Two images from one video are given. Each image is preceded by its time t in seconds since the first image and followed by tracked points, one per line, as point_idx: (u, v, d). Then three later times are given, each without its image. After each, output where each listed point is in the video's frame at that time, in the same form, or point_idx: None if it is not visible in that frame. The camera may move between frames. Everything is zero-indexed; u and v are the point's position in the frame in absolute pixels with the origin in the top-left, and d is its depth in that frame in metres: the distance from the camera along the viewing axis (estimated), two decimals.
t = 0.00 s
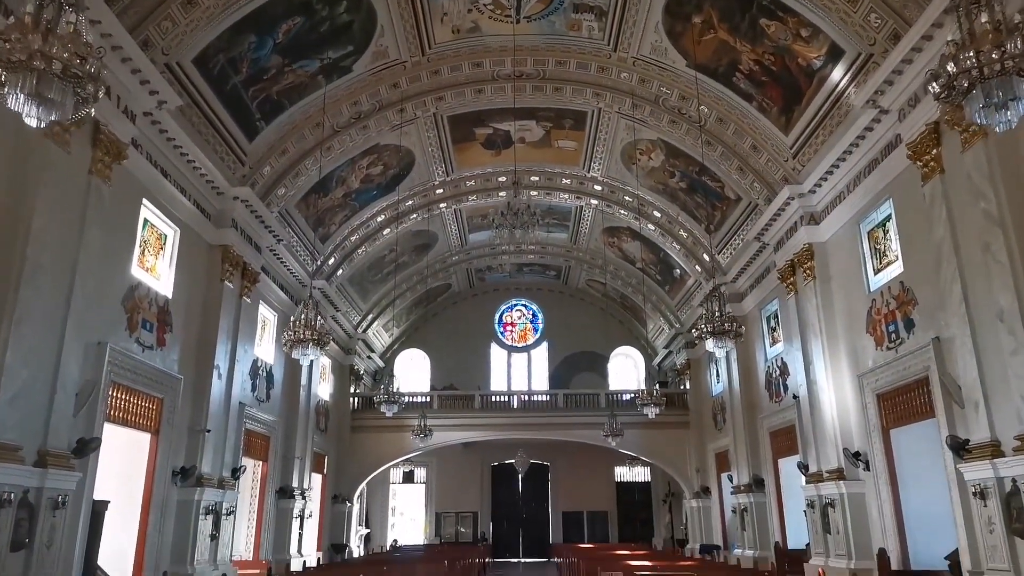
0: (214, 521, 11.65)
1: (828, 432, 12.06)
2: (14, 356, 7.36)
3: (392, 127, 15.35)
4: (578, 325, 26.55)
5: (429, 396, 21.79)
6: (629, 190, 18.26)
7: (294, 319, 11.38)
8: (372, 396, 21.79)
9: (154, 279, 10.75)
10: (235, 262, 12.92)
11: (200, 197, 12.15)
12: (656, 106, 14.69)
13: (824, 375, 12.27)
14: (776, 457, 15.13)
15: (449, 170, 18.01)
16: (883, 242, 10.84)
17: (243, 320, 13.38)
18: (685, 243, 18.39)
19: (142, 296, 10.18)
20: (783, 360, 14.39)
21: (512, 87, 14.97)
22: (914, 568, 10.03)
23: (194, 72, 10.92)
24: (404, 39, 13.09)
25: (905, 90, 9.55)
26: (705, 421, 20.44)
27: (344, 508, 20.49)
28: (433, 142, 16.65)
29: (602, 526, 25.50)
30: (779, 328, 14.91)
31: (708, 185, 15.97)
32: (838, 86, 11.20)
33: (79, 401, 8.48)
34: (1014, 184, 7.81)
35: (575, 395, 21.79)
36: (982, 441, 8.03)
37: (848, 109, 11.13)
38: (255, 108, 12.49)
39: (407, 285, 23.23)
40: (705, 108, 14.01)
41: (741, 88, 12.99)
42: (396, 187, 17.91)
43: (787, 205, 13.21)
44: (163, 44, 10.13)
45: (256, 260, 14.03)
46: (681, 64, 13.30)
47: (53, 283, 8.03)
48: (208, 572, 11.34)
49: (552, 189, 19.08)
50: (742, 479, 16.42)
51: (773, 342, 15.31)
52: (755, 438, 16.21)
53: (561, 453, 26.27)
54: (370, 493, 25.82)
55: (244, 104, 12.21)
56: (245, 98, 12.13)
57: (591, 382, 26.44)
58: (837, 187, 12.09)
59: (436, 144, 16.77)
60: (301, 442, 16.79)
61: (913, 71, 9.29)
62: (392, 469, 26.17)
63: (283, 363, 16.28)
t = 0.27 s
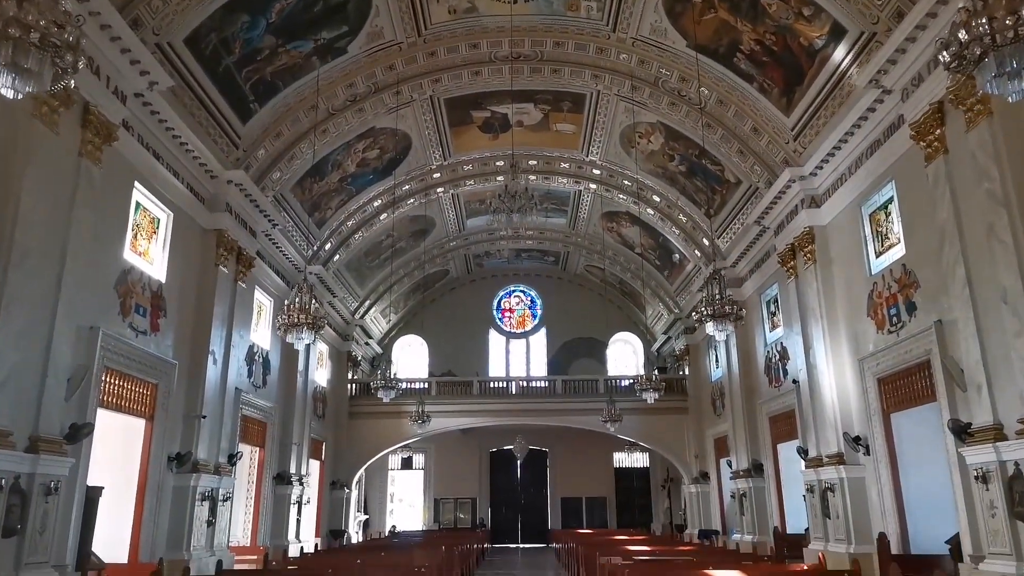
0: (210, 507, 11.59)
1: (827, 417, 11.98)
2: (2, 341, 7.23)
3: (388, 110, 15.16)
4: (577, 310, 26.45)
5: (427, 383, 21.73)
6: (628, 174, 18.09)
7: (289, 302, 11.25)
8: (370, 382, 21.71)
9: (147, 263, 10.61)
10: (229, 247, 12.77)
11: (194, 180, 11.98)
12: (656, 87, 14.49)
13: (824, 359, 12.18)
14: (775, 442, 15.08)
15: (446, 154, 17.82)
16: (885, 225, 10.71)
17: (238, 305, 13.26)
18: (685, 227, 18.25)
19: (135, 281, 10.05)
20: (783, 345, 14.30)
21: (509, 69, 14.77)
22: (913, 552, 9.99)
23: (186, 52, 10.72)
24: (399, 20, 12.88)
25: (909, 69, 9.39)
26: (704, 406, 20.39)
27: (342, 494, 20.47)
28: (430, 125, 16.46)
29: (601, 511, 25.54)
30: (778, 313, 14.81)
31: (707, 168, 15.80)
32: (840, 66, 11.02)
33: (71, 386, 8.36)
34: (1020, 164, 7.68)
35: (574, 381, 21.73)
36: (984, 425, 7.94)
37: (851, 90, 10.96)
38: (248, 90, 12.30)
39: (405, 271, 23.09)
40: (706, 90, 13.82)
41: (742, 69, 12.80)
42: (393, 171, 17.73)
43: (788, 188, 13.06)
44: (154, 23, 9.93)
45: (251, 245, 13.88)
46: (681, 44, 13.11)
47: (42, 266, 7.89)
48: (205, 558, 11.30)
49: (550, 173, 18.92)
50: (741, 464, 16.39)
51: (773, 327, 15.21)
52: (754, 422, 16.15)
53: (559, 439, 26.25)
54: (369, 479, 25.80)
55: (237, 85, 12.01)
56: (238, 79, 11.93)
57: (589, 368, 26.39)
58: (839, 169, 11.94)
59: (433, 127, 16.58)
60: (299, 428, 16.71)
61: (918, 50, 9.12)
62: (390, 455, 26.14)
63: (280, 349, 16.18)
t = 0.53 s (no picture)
0: (209, 493, 11.55)
1: (830, 401, 11.90)
2: None
3: (386, 93, 14.97)
4: (578, 296, 26.33)
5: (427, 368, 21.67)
6: (630, 158, 17.91)
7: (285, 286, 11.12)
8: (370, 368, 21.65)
9: (142, 247, 10.50)
10: (226, 231, 12.63)
11: (189, 164, 11.84)
12: (657, 68, 14.28)
13: (827, 343, 12.07)
14: (776, 427, 15.02)
15: (446, 137, 17.62)
16: (890, 207, 10.56)
17: (237, 290, 13.15)
18: (687, 212, 18.09)
19: (130, 265, 9.93)
20: (785, 329, 14.19)
21: (509, 51, 14.56)
22: (916, 536, 9.95)
23: (179, 33, 10.52)
24: None
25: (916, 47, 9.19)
26: (705, 391, 20.33)
27: (343, 479, 20.47)
28: (429, 108, 16.27)
29: (602, 496, 25.56)
30: (781, 297, 14.69)
31: (710, 151, 15.62)
32: (845, 45, 10.81)
33: (65, 371, 8.26)
34: None
35: (575, 366, 21.66)
36: (990, 409, 7.85)
37: (856, 69, 10.75)
38: (243, 72, 12.10)
39: (404, 256, 22.95)
40: (708, 71, 13.61)
41: (745, 49, 12.58)
42: (392, 155, 17.54)
43: (791, 170, 12.89)
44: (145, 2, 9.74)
45: (249, 230, 13.75)
46: (683, 24, 12.90)
47: (34, 249, 7.77)
48: (205, 543, 11.27)
49: (551, 157, 18.74)
50: (743, 449, 16.34)
51: (775, 311, 15.09)
52: (756, 407, 16.08)
53: (560, 424, 26.22)
54: (370, 464, 25.82)
55: (232, 67, 11.82)
56: (232, 61, 11.73)
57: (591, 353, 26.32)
58: (843, 151, 11.77)
59: (432, 110, 16.39)
60: (299, 414, 16.66)
61: (925, 27, 8.92)
62: (391, 440, 26.13)
63: (279, 335, 16.09)
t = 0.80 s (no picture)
0: (211, 475, 11.51)
1: (835, 382, 11.80)
2: None
3: (386, 72, 14.78)
4: (580, 278, 26.20)
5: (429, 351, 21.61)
6: (633, 138, 17.70)
7: (284, 267, 11.00)
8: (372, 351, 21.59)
9: (140, 229, 10.37)
10: (225, 212, 12.50)
11: (187, 144, 11.68)
12: (661, 46, 14.05)
13: (832, 324, 11.94)
14: (780, 409, 14.94)
15: (446, 118, 17.42)
16: (898, 186, 10.38)
17: (236, 272, 13.04)
18: (690, 192, 17.90)
19: (127, 246, 9.81)
20: (790, 310, 14.07)
21: (511, 29, 14.33)
22: (922, 517, 9.89)
23: (174, 9, 10.32)
24: None
25: (927, 21, 8.97)
26: (708, 373, 20.24)
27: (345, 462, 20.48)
28: (430, 88, 16.07)
29: (605, 478, 25.60)
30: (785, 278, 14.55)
31: (714, 131, 15.41)
32: (854, 19, 10.58)
33: (62, 353, 8.16)
34: None
35: (577, 348, 21.58)
36: (999, 389, 7.72)
37: (864, 45, 10.53)
38: (240, 50, 11.91)
39: (406, 239, 22.81)
40: (713, 48, 13.37)
41: (751, 25, 12.35)
42: (392, 136, 17.35)
43: (797, 148, 12.69)
44: None
45: (248, 211, 13.62)
46: None
47: (29, 230, 7.65)
48: (207, 526, 11.25)
49: (553, 137, 18.54)
50: (746, 431, 16.27)
51: (780, 292, 14.96)
52: (760, 388, 15.99)
53: (563, 407, 26.20)
54: (372, 447, 25.86)
55: (228, 44, 11.63)
56: (229, 38, 11.53)
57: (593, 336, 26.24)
58: (850, 128, 11.57)
59: (433, 90, 16.18)
60: (301, 397, 16.62)
61: None
62: (394, 423, 26.15)
63: (280, 317, 16.01)
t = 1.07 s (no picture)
0: (211, 461, 11.45)
1: (840, 365, 11.68)
2: None
3: (386, 53, 14.60)
4: (582, 263, 26.05)
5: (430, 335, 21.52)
6: (635, 120, 17.48)
7: (282, 250, 10.86)
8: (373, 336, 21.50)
9: (136, 211, 10.23)
10: (223, 195, 12.35)
11: (183, 126, 11.51)
12: (665, 25, 13.85)
13: (838, 307, 11.81)
14: (784, 393, 14.84)
15: (446, 100, 17.20)
16: (907, 166, 10.20)
17: (235, 256, 12.91)
18: (694, 175, 17.71)
19: (123, 229, 9.68)
20: (794, 293, 13.93)
21: (512, 8, 14.11)
22: (927, 501, 9.80)
23: None
24: None
25: None
26: (711, 357, 20.14)
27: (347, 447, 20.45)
28: (430, 69, 15.87)
29: (607, 462, 25.59)
30: (790, 261, 14.40)
31: (718, 112, 15.19)
32: None
33: (58, 337, 8.05)
34: None
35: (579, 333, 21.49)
36: (1009, 370, 7.60)
37: (873, 21, 10.31)
38: (237, 29, 11.71)
39: (406, 223, 22.64)
40: (718, 26, 13.14)
41: (757, 2, 12.12)
42: (392, 119, 17.14)
43: (803, 129, 12.48)
44: None
45: (247, 195, 13.46)
46: None
47: (22, 212, 7.52)
48: (207, 510, 11.20)
49: (555, 120, 18.35)
50: (749, 415, 16.19)
51: (784, 275, 14.81)
52: (763, 372, 15.89)
53: (565, 392, 26.15)
54: (374, 433, 25.86)
55: (224, 23, 11.41)
56: (225, 17, 11.32)
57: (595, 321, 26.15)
58: (858, 108, 11.36)
59: (433, 72, 15.98)
60: (301, 382, 16.55)
61: None
62: (395, 409, 26.12)
63: (280, 302, 15.89)
